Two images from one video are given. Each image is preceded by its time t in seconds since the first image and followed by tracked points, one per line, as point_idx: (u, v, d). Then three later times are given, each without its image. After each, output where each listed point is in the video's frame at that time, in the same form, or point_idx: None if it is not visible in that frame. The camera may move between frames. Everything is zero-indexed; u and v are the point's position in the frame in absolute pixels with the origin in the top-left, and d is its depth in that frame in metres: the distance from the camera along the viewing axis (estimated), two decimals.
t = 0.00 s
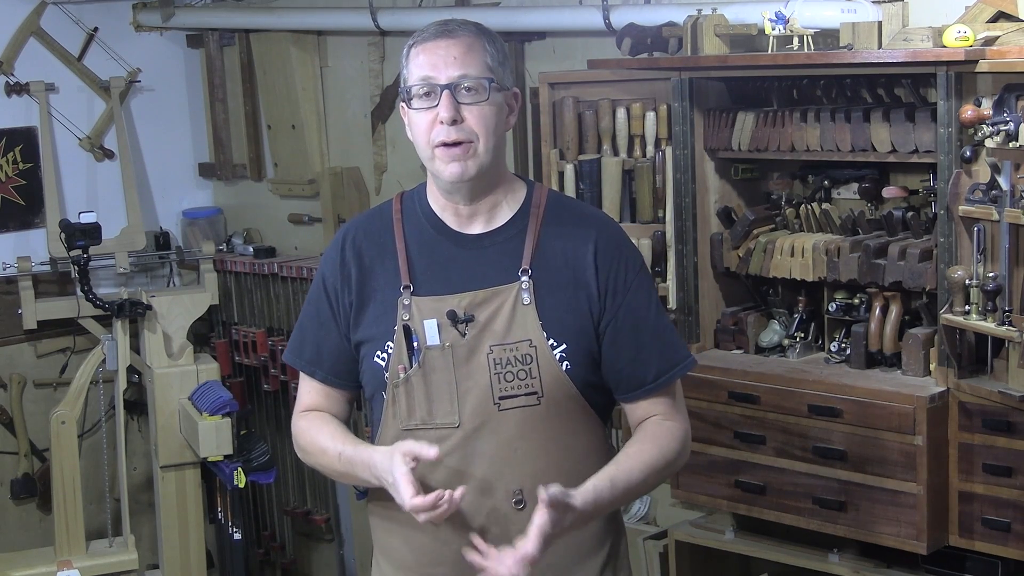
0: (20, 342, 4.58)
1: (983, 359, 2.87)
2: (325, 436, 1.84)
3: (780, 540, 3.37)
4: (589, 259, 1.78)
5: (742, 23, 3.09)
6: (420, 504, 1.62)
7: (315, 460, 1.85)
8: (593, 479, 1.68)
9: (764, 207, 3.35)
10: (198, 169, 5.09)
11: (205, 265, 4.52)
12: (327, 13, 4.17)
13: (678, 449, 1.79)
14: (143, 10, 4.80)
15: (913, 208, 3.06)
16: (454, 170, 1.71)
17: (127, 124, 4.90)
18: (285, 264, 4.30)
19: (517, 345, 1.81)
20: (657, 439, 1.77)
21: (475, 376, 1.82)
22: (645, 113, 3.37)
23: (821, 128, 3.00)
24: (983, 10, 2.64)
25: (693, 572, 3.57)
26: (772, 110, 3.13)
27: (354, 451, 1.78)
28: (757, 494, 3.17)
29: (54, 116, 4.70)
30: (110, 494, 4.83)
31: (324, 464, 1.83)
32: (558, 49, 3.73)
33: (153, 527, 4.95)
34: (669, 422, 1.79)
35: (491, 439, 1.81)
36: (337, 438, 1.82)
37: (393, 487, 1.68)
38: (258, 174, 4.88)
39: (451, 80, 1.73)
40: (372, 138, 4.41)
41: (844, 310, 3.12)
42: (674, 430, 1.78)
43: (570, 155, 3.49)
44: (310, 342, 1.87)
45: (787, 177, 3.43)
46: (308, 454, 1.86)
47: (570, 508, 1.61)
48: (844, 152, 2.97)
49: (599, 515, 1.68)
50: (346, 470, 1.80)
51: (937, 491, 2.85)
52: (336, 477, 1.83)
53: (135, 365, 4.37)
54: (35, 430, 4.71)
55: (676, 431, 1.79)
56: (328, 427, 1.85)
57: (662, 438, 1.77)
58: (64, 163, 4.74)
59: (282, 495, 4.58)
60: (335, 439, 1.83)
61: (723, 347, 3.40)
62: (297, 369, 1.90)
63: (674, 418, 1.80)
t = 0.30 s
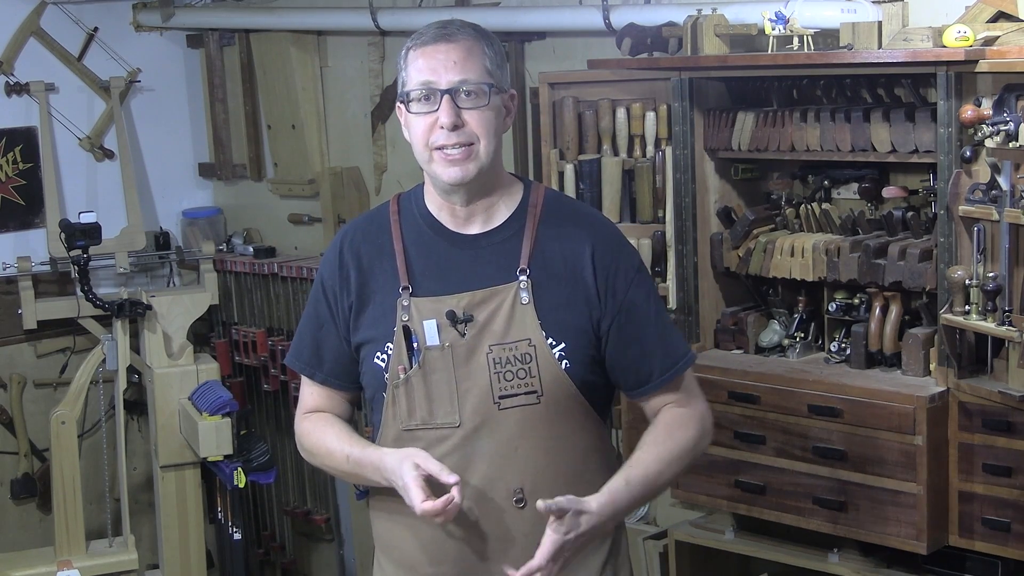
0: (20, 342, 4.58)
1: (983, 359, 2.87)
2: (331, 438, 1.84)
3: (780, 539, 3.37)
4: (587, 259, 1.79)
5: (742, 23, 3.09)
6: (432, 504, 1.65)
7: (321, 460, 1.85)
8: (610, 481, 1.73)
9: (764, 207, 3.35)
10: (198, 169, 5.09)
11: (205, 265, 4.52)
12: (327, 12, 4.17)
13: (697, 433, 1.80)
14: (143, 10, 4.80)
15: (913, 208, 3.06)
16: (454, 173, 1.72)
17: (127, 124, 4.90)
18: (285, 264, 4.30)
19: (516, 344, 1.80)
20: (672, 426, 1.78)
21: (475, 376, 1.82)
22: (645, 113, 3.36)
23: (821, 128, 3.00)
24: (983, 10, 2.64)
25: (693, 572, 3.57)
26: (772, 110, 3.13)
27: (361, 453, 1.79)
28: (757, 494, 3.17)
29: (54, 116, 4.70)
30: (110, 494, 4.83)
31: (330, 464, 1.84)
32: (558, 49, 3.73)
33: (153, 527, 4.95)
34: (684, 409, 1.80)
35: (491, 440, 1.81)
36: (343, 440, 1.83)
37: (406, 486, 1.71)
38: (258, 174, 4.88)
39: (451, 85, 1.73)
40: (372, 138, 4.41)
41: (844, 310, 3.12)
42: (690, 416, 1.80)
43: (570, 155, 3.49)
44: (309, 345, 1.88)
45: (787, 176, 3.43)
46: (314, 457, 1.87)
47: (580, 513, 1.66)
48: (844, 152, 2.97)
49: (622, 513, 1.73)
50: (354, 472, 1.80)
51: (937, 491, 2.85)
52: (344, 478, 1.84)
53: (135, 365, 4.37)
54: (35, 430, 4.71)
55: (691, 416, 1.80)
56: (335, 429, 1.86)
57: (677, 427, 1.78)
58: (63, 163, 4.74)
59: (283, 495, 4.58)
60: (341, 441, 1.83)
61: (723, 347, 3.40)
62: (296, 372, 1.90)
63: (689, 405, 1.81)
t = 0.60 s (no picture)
0: (20, 342, 4.58)
1: (983, 359, 2.87)
2: (333, 432, 1.84)
3: (780, 540, 3.37)
4: (589, 256, 1.80)
5: (742, 23, 3.09)
6: (444, 444, 1.66)
7: (323, 457, 1.85)
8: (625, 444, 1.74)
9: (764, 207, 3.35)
10: (198, 169, 5.09)
11: (205, 265, 4.52)
12: (327, 12, 4.17)
13: (695, 422, 1.83)
14: (143, 10, 4.80)
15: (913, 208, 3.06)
16: (460, 173, 1.72)
17: (127, 124, 4.90)
18: (285, 264, 4.30)
19: (519, 340, 1.81)
20: (674, 412, 1.81)
21: (478, 372, 1.82)
22: (645, 113, 3.37)
23: (821, 128, 3.00)
24: (983, 10, 2.64)
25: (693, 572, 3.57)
26: (772, 110, 3.13)
27: (367, 439, 1.79)
28: (757, 494, 3.17)
29: (54, 116, 4.70)
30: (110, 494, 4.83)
31: (333, 456, 1.83)
32: (557, 49, 3.73)
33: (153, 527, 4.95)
34: (683, 400, 1.84)
35: (492, 439, 1.81)
36: (346, 431, 1.83)
37: (413, 450, 1.70)
38: (258, 174, 4.88)
39: (459, 85, 1.74)
40: (372, 138, 4.41)
41: (844, 310, 3.12)
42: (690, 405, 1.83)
43: (570, 155, 3.49)
44: (310, 344, 1.87)
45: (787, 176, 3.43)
46: (316, 454, 1.86)
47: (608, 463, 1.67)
48: (844, 152, 2.97)
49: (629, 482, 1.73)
50: (359, 461, 1.80)
51: (937, 491, 2.85)
52: (347, 471, 1.83)
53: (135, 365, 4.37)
54: (35, 430, 4.71)
55: (689, 406, 1.84)
56: (335, 424, 1.85)
57: (677, 412, 1.81)
58: (63, 163, 4.74)
59: (283, 495, 4.58)
60: (345, 433, 1.83)
61: (723, 348, 3.40)
62: (296, 371, 1.89)
63: (686, 397, 1.85)
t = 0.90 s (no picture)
0: (20, 342, 4.58)
1: (983, 359, 2.87)
2: (332, 429, 1.83)
3: (779, 540, 3.37)
4: (592, 257, 1.82)
5: (742, 23, 3.09)
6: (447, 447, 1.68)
7: (321, 454, 1.84)
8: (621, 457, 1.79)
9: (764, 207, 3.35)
10: (199, 169, 5.09)
11: (205, 265, 4.52)
12: (327, 12, 4.17)
13: (679, 422, 1.88)
14: (143, 10, 4.80)
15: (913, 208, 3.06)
16: (460, 176, 1.73)
17: (127, 124, 4.90)
18: (285, 264, 4.30)
19: (523, 339, 1.81)
20: (665, 414, 1.86)
21: (483, 370, 1.81)
22: (645, 113, 3.37)
23: (821, 128, 3.00)
24: (983, 10, 2.65)
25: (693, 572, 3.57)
26: (772, 110, 3.13)
27: (366, 439, 1.79)
28: (758, 494, 3.17)
29: (54, 116, 4.70)
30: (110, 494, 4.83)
31: (331, 454, 1.83)
32: (557, 49, 3.73)
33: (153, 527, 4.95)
34: (668, 401, 1.88)
35: (494, 437, 1.81)
36: (345, 429, 1.82)
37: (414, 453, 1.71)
38: (258, 174, 4.88)
39: (460, 88, 1.73)
40: (372, 138, 4.41)
41: (844, 310, 3.12)
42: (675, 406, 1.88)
43: (570, 155, 3.49)
44: (310, 342, 1.86)
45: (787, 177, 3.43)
46: (313, 450, 1.86)
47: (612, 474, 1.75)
48: (844, 152, 2.97)
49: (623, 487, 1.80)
50: (358, 460, 1.80)
51: (937, 491, 2.85)
52: (345, 469, 1.83)
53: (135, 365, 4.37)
54: (35, 430, 4.70)
55: (675, 408, 1.88)
56: (334, 420, 1.85)
57: (664, 414, 1.86)
58: (63, 163, 4.74)
59: (282, 495, 4.58)
60: (343, 430, 1.82)
61: (723, 347, 3.41)
62: (294, 369, 1.89)
63: (670, 398, 1.89)
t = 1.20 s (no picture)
0: (20, 342, 4.58)
1: (983, 359, 2.87)
2: (330, 431, 1.83)
3: (779, 540, 3.37)
4: (589, 258, 1.82)
5: (742, 23, 3.09)
6: (441, 462, 1.70)
7: (319, 454, 1.84)
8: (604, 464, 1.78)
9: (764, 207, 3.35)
10: (198, 169, 5.09)
11: (205, 265, 4.52)
12: (327, 12, 4.17)
13: (669, 425, 1.89)
14: (143, 10, 4.80)
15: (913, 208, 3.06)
16: (457, 180, 1.73)
17: (127, 124, 4.90)
18: (285, 264, 4.30)
19: (522, 340, 1.82)
20: (652, 418, 1.87)
21: (482, 371, 1.82)
22: (645, 113, 3.37)
23: (821, 128, 3.00)
24: (983, 10, 2.64)
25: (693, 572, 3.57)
26: (772, 110, 3.13)
27: (364, 443, 1.79)
28: (757, 494, 3.17)
29: (54, 116, 4.70)
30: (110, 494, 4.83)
31: (327, 455, 1.83)
32: (558, 49, 3.73)
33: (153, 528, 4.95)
34: (660, 404, 1.89)
35: (494, 437, 1.82)
36: (343, 431, 1.82)
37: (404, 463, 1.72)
38: (258, 174, 4.88)
39: (457, 92, 1.73)
40: (372, 138, 4.41)
41: (844, 310, 3.13)
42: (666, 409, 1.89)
43: (570, 155, 3.49)
44: (308, 343, 1.85)
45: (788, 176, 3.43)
46: (311, 450, 1.86)
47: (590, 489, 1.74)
48: (844, 152, 2.97)
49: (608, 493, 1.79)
50: (355, 464, 1.80)
51: (937, 491, 2.85)
52: (340, 470, 1.83)
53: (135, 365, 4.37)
54: (35, 430, 4.70)
55: (664, 410, 1.89)
56: (333, 422, 1.85)
57: (655, 417, 1.87)
58: (63, 163, 4.74)
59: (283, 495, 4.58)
60: (343, 432, 1.82)
61: (723, 347, 3.41)
62: (293, 370, 1.88)
63: (662, 400, 1.90)
